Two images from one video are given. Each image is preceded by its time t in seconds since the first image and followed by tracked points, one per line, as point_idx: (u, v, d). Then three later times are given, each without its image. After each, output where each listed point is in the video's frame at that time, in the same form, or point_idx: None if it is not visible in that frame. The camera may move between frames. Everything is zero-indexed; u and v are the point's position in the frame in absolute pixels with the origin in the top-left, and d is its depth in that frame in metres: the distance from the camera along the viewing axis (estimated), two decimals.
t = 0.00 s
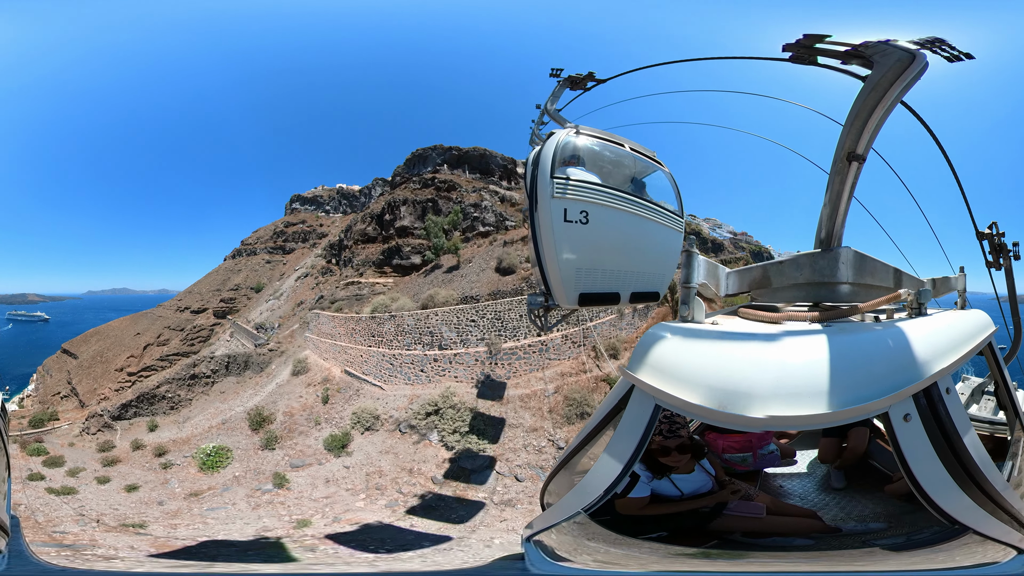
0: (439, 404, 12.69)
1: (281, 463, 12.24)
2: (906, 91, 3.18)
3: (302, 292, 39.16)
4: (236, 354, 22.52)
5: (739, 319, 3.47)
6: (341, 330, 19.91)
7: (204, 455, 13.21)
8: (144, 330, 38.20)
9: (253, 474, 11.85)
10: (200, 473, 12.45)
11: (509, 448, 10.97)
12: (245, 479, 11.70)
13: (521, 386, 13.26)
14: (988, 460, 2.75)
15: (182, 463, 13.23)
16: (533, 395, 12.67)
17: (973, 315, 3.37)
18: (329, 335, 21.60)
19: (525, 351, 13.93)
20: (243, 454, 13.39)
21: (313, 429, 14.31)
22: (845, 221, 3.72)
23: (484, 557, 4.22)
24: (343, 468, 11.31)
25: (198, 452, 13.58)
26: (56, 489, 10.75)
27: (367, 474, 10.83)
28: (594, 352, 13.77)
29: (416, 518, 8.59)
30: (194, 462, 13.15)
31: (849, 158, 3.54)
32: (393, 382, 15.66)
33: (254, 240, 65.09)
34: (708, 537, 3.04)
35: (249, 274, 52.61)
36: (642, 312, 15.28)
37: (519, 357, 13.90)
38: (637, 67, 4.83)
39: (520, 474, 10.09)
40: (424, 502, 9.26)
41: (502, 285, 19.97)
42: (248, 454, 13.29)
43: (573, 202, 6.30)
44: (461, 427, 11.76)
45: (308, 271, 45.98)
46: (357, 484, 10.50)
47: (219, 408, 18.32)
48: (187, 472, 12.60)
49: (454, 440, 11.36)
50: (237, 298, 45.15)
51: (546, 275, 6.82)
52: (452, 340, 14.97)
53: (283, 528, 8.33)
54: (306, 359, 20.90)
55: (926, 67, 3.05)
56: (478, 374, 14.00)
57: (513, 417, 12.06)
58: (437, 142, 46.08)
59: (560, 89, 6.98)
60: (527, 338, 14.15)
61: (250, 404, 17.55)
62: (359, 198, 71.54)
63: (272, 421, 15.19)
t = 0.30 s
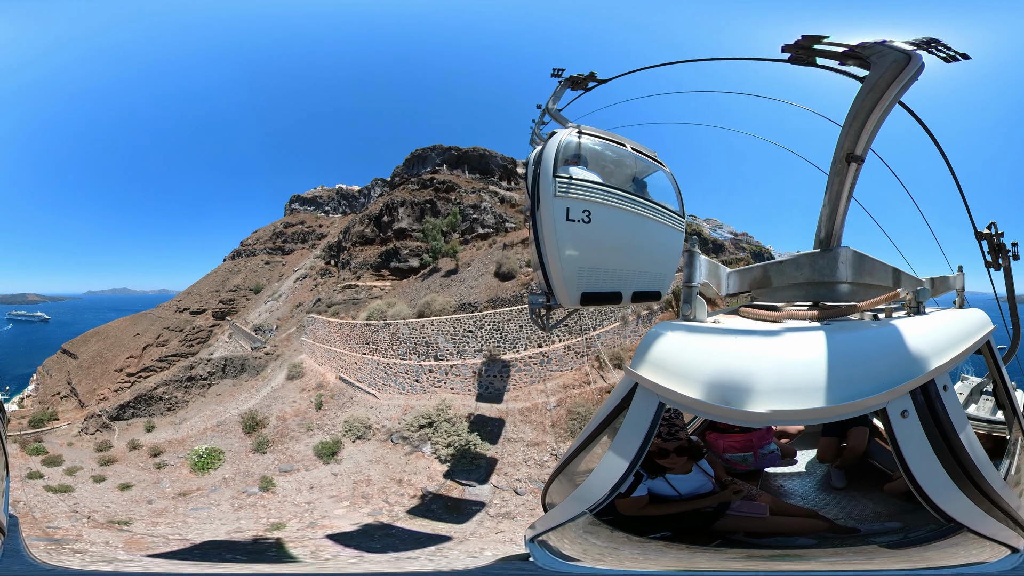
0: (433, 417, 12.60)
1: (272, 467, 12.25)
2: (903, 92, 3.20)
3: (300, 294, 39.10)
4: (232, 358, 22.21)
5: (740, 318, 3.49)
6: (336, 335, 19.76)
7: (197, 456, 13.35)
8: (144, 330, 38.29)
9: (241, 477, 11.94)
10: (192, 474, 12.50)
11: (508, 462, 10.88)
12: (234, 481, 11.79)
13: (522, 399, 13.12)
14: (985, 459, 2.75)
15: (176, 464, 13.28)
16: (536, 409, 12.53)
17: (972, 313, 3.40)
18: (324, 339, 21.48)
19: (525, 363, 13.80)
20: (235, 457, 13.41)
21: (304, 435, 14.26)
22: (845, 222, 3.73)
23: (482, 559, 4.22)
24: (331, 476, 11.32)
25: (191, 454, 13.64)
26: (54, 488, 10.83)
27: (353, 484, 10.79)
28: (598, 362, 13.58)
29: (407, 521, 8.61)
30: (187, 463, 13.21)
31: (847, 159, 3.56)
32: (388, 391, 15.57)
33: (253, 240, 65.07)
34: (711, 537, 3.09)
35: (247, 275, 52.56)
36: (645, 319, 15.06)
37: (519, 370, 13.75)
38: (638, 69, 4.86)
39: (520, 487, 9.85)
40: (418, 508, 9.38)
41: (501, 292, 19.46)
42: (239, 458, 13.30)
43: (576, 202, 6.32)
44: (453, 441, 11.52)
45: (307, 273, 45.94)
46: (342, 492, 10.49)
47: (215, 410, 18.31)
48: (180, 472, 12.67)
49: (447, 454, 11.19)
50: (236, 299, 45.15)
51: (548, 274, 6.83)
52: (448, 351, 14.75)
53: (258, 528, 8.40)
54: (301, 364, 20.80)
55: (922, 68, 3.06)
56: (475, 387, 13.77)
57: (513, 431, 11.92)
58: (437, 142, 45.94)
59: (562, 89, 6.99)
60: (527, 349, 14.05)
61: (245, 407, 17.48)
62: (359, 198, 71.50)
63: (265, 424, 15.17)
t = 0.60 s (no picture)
0: (426, 430, 12.55)
1: (261, 471, 12.19)
2: (908, 94, 3.20)
3: (299, 296, 39.06)
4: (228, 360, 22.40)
5: (745, 320, 3.50)
6: (331, 340, 19.74)
7: (189, 457, 13.32)
8: (144, 330, 38.33)
9: (230, 479, 11.95)
10: (184, 474, 12.48)
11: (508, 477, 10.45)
12: (222, 483, 11.81)
13: (522, 413, 12.93)
14: (990, 456, 2.77)
15: (170, 464, 13.26)
16: (536, 422, 12.33)
17: (974, 313, 3.42)
18: (319, 345, 21.38)
19: (525, 375, 13.74)
20: (226, 459, 13.33)
21: (295, 439, 14.12)
22: (848, 223, 3.73)
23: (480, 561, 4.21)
24: (316, 482, 11.16)
25: (184, 455, 13.63)
26: (52, 485, 10.88)
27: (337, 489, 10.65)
28: (602, 372, 13.70)
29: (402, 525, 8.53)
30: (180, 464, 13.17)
31: (852, 161, 3.55)
32: (381, 400, 15.46)
33: (253, 241, 65.07)
34: (722, 539, 3.03)
35: (247, 276, 52.55)
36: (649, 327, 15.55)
37: (519, 383, 13.67)
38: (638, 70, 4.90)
39: (520, 501, 9.37)
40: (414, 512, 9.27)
41: (501, 298, 19.16)
42: (230, 460, 13.22)
43: (578, 202, 6.33)
44: (445, 454, 11.43)
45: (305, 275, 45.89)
46: (325, 498, 10.34)
47: (211, 412, 18.27)
48: (173, 472, 12.67)
49: (440, 467, 10.97)
50: (236, 300, 45.14)
51: (550, 275, 6.84)
52: (444, 363, 14.66)
53: (230, 529, 8.36)
54: (297, 368, 20.68)
55: (927, 70, 3.07)
56: (472, 400, 13.68)
57: (513, 445, 11.57)
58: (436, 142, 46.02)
59: (562, 89, 7.00)
60: (527, 362, 13.97)
61: (240, 410, 17.40)
62: (359, 199, 71.58)
63: (258, 427, 15.10)
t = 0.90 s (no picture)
0: (418, 443, 12.52)
1: (250, 474, 12.18)
2: (906, 94, 3.21)
3: (297, 297, 39.00)
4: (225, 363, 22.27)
5: (745, 319, 3.51)
6: (326, 346, 19.69)
7: (182, 458, 13.30)
8: (143, 330, 38.32)
9: (219, 480, 11.95)
10: (177, 475, 12.48)
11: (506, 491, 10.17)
12: (210, 484, 11.81)
13: (523, 426, 12.74)
14: (988, 456, 2.77)
15: (165, 464, 13.24)
16: (538, 436, 12.21)
17: (971, 311, 3.45)
18: (314, 350, 21.27)
19: (525, 389, 13.52)
20: (219, 461, 13.30)
21: (287, 443, 14.05)
22: (847, 222, 3.74)
23: (473, 563, 4.19)
24: (301, 487, 11.14)
25: (179, 455, 13.62)
26: (50, 483, 10.90)
27: (322, 495, 10.65)
28: (606, 385, 13.72)
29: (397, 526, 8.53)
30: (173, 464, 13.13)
31: (851, 160, 3.56)
32: (374, 409, 15.37)
33: (252, 242, 65.04)
34: (722, 538, 3.05)
35: (246, 277, 52.53)
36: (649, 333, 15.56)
37: (519, 397, 13.44)
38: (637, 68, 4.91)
39: (518, 514, 9.04)
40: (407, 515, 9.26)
41: (500, 305, 19.02)
42: (222, 462, 13.19)
43: (580, 202, 6.34)
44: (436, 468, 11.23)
45: (303, 276, 45.86)
46: (309, 504, 10.26)
47: (206, 414, 18.23)
48: (167, 472, 12.69)
49: (432, 480, 10.67)
50: (235, 300, 45.08)
51: (553, 274, 6.84)
52: (439, 376, 14.41)
53: (205, 529, 8.35)
54: (292, 373, 20.57)
55: (924, 69, 3.09)
56: (468, 414, 13.45)
57: (512, 460, 11.31)
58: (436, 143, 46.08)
59: (563, 89, 7.00)
60: (528, 375, 13.82)
61: (235, 412, 17.35)
62: (358, 199, 71.61)
63: (252, 430, 15.08)
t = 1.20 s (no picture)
0: (409, 455, 12.46)
1: (239, 476, 12.17)
2: (902, 92, 3.21)
3: (296, 298, 38.98)
4: (221, 365, 22.34)
5: (743, 316, 3.52)
6: (322, 351, 19.68)
7: (175, 459, 13.28)
8: (143, 331, 38.36)
9: (210, 481, 11.96)
10: (169, 475, 12.49)
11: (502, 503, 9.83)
12: (200, 484, 11.82)
13: (524, 441, 12.65)
14: (981, 457, 2.75)
15: (159, 464, 13.23)
16: (539, 450, 12.15)
17: (967, 310, 3.47)
18: (309, 355, 21.22)
19: (526, 404, 13.44)
20: (211, 463, 13.27)
21: (279, 447, 14.02)
22: (845, 220, 3.74)
23: (465, 565, 4.16)
24: (287, 492, 11.08)
25: (172, 455, 13.59)
26: (48, 482, 10.93)
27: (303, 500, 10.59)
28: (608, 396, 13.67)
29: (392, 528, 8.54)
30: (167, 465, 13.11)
31: (847, 160, 3.56)
32: (367, 419, 15.33)
33: (251, 243, 65.08)
34: (717, 536, 3.10)
35: (245, 278, 52.57)
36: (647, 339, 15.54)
37: (519, 411, 13.34)
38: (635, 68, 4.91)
39: (516, 526, 8.66)
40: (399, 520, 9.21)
41: (499, 311, 18.96)
42: (214, 464, 13.16)
43: (582, 202, 6.34)
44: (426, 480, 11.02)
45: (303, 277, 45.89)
46: (291, 508, 10.23)
47: (201, 416, 18.21)
48: (159, 473, 12.69)
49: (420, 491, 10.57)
50: (234, 301, 45.10)
51: (555, 274, 6.85)
52: (433, 389, 14.34)
53: (181, 529, 8.28)
54: (288, 377, 20.51)
55: (921, 67, 3.08)
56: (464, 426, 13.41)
57: (512, 473, 11.04)
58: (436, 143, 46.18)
59: (563, 89, 7.00)
60: (528, 390, 13.73)
61: (232, 414, 17.33)
62: (358, 200, 71.63)
63: (246, 432, 15.07)
